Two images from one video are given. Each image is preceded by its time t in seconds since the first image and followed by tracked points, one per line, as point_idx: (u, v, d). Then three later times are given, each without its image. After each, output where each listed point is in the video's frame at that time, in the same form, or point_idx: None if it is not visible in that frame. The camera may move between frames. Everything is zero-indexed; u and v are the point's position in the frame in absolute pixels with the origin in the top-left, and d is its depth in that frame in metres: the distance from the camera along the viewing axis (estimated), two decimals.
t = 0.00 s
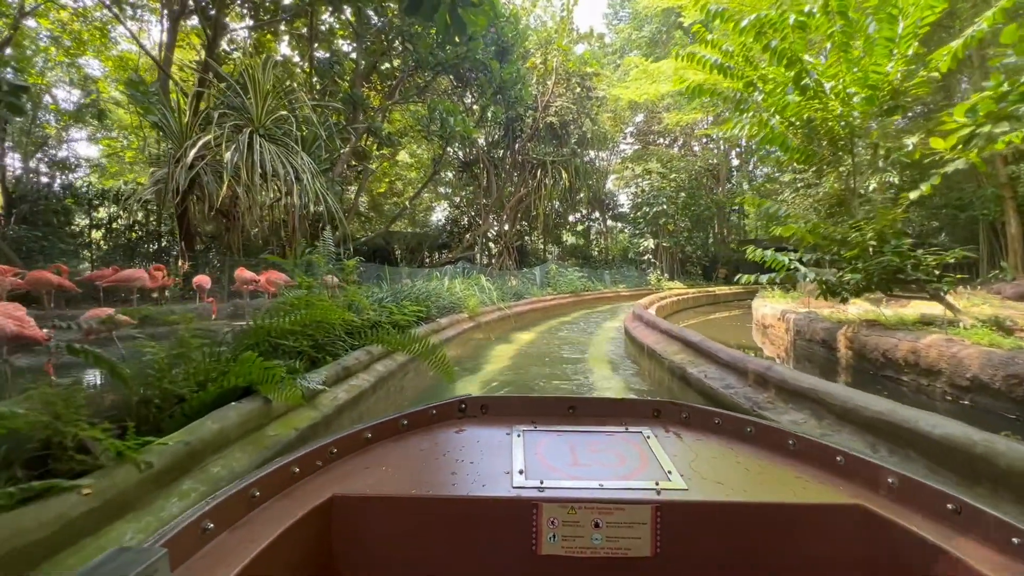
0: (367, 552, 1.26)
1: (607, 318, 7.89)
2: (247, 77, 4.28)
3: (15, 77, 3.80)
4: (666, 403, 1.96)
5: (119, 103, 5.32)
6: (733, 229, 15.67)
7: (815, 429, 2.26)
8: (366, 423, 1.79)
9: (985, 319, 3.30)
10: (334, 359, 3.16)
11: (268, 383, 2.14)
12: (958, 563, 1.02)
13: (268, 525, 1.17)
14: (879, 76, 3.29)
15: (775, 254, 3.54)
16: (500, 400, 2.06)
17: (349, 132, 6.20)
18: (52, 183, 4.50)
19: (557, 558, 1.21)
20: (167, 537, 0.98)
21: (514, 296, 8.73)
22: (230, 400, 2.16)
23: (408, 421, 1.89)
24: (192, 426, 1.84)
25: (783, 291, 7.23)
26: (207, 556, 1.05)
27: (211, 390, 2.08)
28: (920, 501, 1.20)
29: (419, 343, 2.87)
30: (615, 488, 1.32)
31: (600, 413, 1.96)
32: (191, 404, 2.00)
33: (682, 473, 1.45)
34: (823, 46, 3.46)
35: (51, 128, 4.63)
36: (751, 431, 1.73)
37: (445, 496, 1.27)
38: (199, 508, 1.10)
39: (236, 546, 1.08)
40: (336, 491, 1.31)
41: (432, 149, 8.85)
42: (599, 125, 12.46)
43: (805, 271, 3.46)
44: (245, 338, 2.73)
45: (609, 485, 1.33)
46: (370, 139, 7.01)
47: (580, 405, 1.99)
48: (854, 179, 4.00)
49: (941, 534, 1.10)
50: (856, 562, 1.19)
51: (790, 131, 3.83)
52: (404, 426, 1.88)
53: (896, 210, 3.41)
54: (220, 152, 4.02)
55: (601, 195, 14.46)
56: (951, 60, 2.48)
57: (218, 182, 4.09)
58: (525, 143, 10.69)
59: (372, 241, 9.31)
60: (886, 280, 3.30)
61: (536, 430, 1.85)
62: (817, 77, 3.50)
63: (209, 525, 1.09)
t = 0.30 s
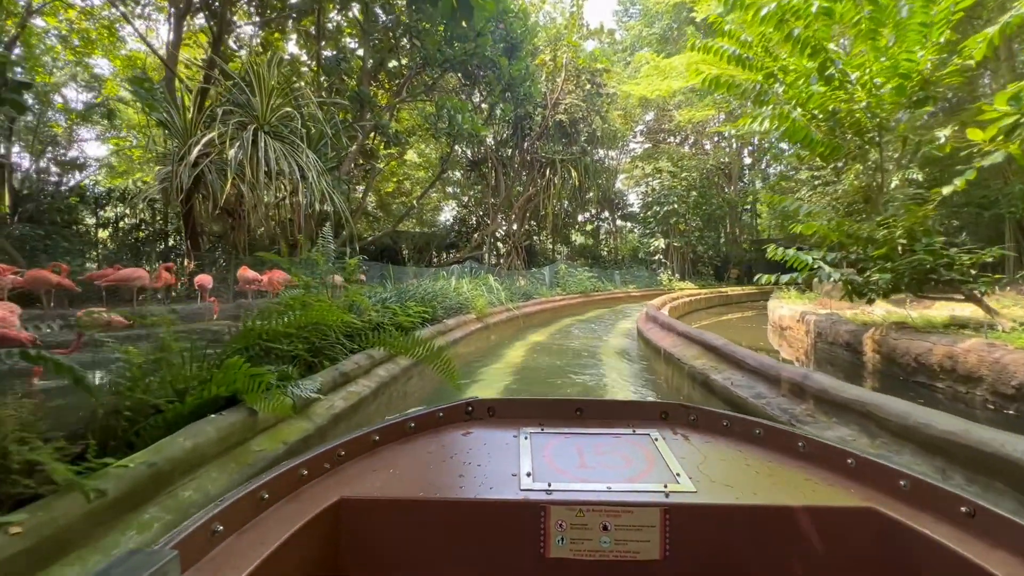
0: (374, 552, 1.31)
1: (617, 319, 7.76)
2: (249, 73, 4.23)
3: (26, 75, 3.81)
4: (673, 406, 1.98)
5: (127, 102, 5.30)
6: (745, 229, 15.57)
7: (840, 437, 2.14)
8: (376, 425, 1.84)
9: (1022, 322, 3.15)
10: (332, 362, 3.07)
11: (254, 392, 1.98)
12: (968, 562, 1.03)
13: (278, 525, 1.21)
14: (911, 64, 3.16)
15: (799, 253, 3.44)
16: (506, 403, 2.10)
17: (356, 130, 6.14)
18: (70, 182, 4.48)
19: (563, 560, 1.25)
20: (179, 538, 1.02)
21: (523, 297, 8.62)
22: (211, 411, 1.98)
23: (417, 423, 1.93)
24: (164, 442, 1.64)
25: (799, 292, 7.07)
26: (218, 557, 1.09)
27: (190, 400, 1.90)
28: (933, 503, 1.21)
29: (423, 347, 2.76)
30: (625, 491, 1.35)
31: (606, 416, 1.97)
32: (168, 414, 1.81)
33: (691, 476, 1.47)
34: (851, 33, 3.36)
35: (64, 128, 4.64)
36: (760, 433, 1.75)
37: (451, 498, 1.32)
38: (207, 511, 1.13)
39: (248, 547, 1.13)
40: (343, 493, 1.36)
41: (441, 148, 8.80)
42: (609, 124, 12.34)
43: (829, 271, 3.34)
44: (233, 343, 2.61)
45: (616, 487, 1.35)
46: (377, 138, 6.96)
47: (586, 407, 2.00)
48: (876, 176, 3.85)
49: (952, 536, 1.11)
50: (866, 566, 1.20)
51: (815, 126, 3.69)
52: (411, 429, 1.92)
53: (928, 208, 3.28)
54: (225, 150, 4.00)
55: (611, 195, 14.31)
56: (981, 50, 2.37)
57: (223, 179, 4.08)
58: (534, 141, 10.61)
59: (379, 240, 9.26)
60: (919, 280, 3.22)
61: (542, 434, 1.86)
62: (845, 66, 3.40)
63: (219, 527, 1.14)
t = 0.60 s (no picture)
0: (391, 554, 1.25)
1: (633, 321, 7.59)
2: (262, 71, 4.18)
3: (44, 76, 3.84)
4: (689, 409, 1.90)
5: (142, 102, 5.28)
6: (765, 227, 15.24)
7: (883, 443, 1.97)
8: (389, 426, 1.80)
9: None
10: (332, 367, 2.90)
11: (241, 403, 1.84)
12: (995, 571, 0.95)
13: (296, 526, 1.16)
14: (955, 47, 2.97)
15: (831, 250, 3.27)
16: (518, 405, 2.03)
17: (368, 128, 6.08)
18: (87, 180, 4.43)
19: (579, 563, 1.19)
20: (198, 537, 0.98)
21: (537, 296, 8.49)
22: (194, 423, 1.82)
23: (428, 424, 1.89)
24: (132, 461, 1.46)
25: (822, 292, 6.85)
26: (234, 557, 1.04)
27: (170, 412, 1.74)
28: (955, 509, 1.13)
29: (434, 349, 2.70)
30: (643, 494, 1.28)
31: (621, 418, 1.91)
32: (144, 426, 1.66)
33: (707, 480, 1.40)
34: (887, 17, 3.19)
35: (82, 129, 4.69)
36: (777, 438, 1.66)
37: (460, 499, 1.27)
38: (226, 510, 1.10)
39: (265, 548, 1.08)
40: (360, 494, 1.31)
41: (454, 146, 8.74)
42: (625, 121, 12.19)
43: (865, 269, 3.18)
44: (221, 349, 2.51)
45: (633, 491, 1.29)
46: (390, 136, 6.93)
47: (600, 410, 1.94)
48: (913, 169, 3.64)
49: (978, 544, 1.03)
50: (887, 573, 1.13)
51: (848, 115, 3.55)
52: (424, 430, 1.88)
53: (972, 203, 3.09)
54: (236, 147, 3.98)
55: (626, 193, 14.10)
56: None
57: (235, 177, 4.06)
58: (548, 139, 10.51)
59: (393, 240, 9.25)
60: (962, 280, 3.04)
61: (556, 436, 1.80)
62: (881, 52, 3.24)
63: (237, 526, 1.09)
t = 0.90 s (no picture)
0: (409, 550, 1.24)
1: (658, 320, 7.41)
2: (283, 70, 4.19)
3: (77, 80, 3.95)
4: (711, 411, 1.78)
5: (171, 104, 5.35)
6: (795, 224, 14.78)
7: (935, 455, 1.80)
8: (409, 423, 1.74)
9: None
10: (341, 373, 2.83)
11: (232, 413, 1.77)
12: None
13: (319, 521, 1.16)
14: None
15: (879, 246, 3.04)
16: (534, 403, 1.93)
17: (388, 126, 6.08)
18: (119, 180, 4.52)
19: (599, 565, 1.16)
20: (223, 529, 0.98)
21: (559, 295, 8.39)
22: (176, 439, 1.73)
23: (446, 422, 1.83)
24: (98, 485, 1.38)
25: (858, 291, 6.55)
26: (259, 551, 1.04)
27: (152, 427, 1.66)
28: (993, 520, 1.05)
29: (451, 352, 2.63)
30: (662, 497, 1.22)
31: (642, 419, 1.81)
32: (122, 439, 1.59)
33: (730, 484, 1.32)
34: None
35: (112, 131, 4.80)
36: (802, 443, 1.55)
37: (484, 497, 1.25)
38: (252, 502, 1.09)
39: (287, 543, 1.07)
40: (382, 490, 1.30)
41: (475, 144, 8.70)
42: (648, 116, 11.96)
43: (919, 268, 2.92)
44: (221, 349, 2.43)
45: (653, 493, 1.23)
46: (411, 135, 6.92)
47: (619, 411, 1.83)
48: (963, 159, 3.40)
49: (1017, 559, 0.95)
50: None
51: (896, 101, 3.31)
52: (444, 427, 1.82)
53: None
54: (255, 146, 3.98)
55: (650, 190, 13.84)
56: None
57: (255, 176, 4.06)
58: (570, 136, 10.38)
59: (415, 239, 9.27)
60: None
61: (573, 436, 1.71)
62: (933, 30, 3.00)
63: (262, 519, 1.09)
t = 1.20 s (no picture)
0: (440, 550, 1.28)
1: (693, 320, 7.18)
2: (311, 71, 4.21)
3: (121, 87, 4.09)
4: (743, 417, 1.87)
5: (208, 109, 5.45)
6: (839, 218, 14.17)
7: None
8: (440, 424, 1.84)
9: None
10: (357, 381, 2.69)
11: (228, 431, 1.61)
12: None
13: (353, 518, 1.23)
14: None
15: (943, 240, 2.79)
16: (568, 407, 2.07)
17: (416, 125, 6.08)
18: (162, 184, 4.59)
19: (628, 571, 1.18)
20: (263, 524, 1.07)
21: (590, 295, 8.22)
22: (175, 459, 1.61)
23: (478, 423, 1.93)
24: (62, 522, 1.22)
25: (912, 290, 6.16)
26: (294, 546, 1.11)
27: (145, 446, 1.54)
28: None
29: (474, 356, 2.59)
30: (693, 504, 1.26)
31: (672, 424, 1.92)
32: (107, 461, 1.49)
33: (765, 492, 1.39)
34: None
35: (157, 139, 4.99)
36: (843, 449, 1.61)
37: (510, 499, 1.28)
38: (288, 500, 1.18)
39: (320, 539, 1.15)
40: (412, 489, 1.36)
41: (503, 142, 8.64)
42: (682, 109, 11.62)
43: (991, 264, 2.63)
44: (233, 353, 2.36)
45: (684, 500, 1.26)
46: (439, 133, 6.89)
47: (651, 415, 1.95)
48: None
49: None
50: None
51: (963, 81, 3.02)
52: (474, 428, 1.91)
53: None
54: (284, 147, 4.00)
55: (683, 186, 13.46)
56: None
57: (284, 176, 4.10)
58: (600, 131, 10.19)
59: (444, 239, 9.27)
60: None
61: (606, 440, 1.85)
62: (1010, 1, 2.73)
63: (298, 515, 1.17)
